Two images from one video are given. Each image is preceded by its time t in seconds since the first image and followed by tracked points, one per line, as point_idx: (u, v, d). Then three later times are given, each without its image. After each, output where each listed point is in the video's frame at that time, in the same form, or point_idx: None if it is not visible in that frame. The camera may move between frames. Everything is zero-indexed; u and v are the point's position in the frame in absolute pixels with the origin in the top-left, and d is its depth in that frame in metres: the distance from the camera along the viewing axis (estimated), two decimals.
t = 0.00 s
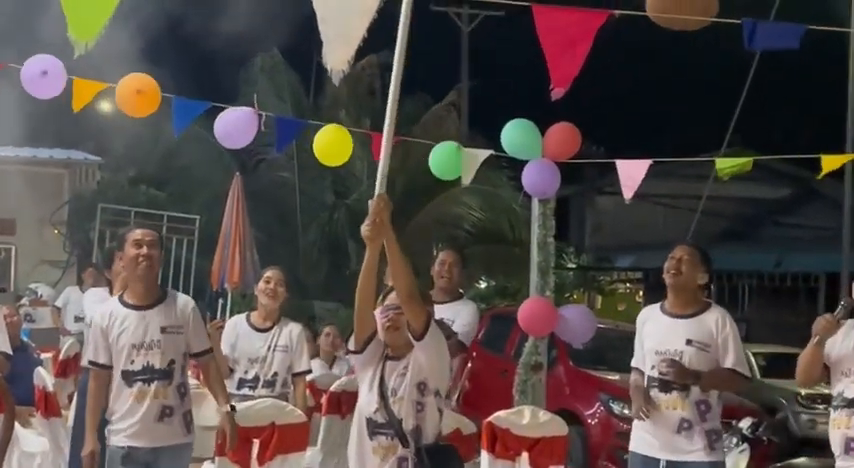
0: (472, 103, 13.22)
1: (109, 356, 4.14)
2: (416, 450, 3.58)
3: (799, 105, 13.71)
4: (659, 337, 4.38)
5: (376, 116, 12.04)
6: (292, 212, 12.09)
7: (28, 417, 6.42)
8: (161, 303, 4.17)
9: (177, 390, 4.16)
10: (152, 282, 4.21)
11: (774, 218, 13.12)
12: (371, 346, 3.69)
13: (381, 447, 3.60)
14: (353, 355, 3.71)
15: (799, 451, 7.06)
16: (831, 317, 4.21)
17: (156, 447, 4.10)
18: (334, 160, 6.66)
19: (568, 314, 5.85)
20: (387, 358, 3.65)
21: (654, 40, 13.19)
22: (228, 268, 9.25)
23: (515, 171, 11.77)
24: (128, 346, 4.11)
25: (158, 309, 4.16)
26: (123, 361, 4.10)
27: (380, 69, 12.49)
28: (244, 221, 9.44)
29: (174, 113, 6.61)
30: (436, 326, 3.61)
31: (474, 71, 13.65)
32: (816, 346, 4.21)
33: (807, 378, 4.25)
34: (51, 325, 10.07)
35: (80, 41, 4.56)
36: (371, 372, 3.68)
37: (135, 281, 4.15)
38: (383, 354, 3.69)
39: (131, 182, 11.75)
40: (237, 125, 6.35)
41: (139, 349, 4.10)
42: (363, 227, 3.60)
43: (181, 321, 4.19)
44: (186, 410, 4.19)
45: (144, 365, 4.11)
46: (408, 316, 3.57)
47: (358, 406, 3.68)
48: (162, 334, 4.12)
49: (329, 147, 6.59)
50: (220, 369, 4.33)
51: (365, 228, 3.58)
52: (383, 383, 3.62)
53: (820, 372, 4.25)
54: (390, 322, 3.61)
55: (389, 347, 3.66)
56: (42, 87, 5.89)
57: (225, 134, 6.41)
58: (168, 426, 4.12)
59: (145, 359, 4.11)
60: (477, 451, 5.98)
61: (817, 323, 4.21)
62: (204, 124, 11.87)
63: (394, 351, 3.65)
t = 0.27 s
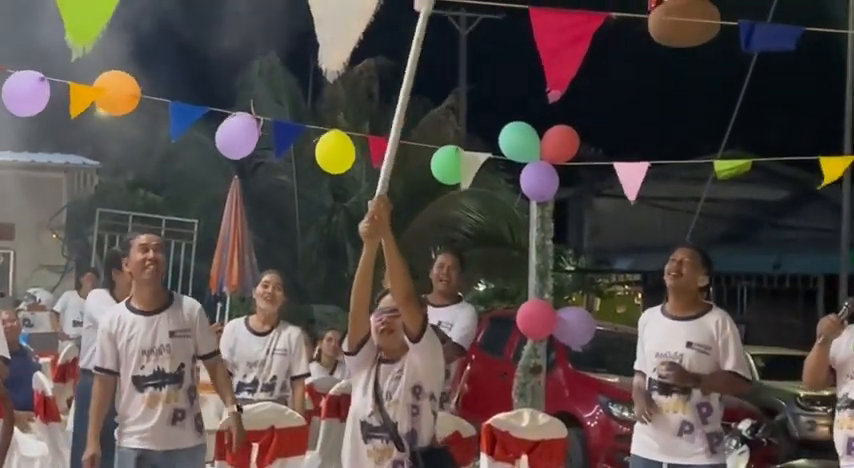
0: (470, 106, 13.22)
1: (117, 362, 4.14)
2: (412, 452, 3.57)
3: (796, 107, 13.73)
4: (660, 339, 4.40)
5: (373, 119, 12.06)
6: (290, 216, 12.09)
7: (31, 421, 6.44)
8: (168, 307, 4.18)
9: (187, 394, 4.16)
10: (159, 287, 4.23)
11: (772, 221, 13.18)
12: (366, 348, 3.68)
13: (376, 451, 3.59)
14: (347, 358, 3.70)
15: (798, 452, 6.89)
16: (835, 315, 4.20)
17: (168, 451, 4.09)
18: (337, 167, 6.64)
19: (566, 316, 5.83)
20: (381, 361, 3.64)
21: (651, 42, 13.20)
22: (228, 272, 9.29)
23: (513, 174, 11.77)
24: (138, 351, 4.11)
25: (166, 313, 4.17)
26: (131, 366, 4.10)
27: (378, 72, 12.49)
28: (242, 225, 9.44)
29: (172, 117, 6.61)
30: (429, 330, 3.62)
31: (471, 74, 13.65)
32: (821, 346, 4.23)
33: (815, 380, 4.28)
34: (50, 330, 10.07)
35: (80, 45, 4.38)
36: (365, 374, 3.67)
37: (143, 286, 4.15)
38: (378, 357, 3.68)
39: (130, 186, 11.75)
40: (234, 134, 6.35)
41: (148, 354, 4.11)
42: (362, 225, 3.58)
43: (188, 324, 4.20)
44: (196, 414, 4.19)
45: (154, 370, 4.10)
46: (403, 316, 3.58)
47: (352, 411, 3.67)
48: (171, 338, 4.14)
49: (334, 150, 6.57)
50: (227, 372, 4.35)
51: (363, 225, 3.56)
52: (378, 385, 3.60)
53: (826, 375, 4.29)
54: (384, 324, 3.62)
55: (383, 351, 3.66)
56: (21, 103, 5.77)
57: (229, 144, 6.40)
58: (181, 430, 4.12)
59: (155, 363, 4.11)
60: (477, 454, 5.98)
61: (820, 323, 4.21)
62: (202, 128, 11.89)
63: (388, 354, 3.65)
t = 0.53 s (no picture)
0: (469, 107, 13.22)
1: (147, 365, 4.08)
2: (406, 455, 3.58)
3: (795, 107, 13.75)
4: (660, 338, 4.41)
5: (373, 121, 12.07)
6: (290, 217, 12.09)
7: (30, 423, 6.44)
8: (198, 311, 4.09)
9: (216, 398, 4.06)
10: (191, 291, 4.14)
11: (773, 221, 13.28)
12: (358, 352, 3.66)
13: (370, 454, 3.60)
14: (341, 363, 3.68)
15: (798, 451, 7.08)
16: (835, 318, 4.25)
17: (197, 454, 4.01)
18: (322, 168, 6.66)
19: (566, 317, 5.84)
20: (376, 364, 3.65)
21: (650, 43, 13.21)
22: (227, 274, 9.27)
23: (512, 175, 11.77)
24: (166, 354, 4.02)
25: (196, 316, 4.08)
26: (160, 370, 4.01)
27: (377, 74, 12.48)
28: (241, 227, 9.44)
29: (172, 121, 6.61)
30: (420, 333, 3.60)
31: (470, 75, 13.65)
32: (822, 350, 4.25)
33: (820, 383, 4.29)
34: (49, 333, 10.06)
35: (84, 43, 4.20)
36: (360, 379, 3.67)
37: (174, 290, 4.07)
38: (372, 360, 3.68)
39: (129, 189, 11.75)
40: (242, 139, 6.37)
41: (176, 357, 4.02)
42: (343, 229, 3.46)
43: (218, 329, 4.10)
44: (226, 418, 4.10)
45: (182, 373, 4.01)
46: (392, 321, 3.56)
47: (347, 413, 3.69)
48: (200, 342, 4.04)
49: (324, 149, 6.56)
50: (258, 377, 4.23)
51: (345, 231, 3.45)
52: (373, 387, 3.62)
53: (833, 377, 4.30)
54: (379, 327, 3.63)
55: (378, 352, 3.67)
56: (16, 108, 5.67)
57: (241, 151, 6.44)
58: (210, 434, 4.03)
59: (183, 366, 4.01)
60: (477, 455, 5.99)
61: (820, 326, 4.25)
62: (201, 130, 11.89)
63: (382, 356, 3.66)
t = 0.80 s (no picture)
0: (469, 107, 13.24)
1: (166, 363, 4.13)
2: (388, 458, 3.55)
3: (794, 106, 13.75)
4: (661, 336, 4.41)
5: (373, 121, 12.09)
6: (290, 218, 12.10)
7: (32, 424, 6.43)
8: (217, 309, 4.15)
9: (232, 395, 4.10)
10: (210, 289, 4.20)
11: (771, 219, 13.26)
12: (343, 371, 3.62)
13: (355, 458, 3.59)
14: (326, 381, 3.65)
15: (799, 449, 7.11)
16: (836, 315, 4.18)
17: (210, 450, 4.03)
18: (321, 167, 6.67)
19: (567, 317, 5.84)
20: (362, 366, 3.59)
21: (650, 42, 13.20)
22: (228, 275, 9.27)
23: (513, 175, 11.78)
24: (182, 349, 4.08)
25: (214, 314, 4.14)
26: (176, 365, 4.07)
27: (377, 74, 12.48)
28: (242, 227, 9.46)
29: (174, 122, 6.61)
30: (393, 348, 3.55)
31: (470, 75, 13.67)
32: (826, 348, 4.22)
33: (825, 383, 4.27)
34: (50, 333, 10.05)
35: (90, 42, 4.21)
36: (346, 387, 3.63)
37: (192, 289, 4.14)
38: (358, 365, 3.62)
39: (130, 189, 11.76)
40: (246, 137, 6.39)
41: (191, 353, 4.07)
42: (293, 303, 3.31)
43: (235, 326, 4.14)
44: (241, 416, 4.13)
45: (196, 368, 4.06)
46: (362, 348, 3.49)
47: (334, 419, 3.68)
48: (215, 338, 4.08)
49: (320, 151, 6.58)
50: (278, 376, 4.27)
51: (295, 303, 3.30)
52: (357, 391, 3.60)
53: (838, 377, 4.27)
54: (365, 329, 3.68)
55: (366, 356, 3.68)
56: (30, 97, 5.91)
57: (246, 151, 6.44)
58: (225, 431, 4.06)
59: (197, 361, 4.07)
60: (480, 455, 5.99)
61: (823, 324, 4.18)
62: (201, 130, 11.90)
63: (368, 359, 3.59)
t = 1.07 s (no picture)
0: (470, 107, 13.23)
1: (176, 361, 4.20)
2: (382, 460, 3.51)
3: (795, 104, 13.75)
4: (663, 335, 4.41)
5: (373, 121, 12.08)
6: (292, 218, 12.10)
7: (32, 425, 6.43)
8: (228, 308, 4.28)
9: (241, 395, 4.18)
10: (220, 290, 4.34)
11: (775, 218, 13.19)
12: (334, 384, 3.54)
13: (348, 461, 3.54)
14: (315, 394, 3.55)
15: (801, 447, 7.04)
16: (840, 315, 4.18)
17: (218, 449, 4.10)
18: (339, 162, 6.66)
19: (569, 316, 5.84)
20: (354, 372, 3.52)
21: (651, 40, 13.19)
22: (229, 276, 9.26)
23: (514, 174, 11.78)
24: (194, 349, 4.15)
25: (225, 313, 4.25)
26: (187, 364, 4.14)
27: (377, 74, 12.48)
28: (243, 227, 9.45)
29: (176, 123, 6.61)
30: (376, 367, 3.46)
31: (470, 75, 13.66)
32: (830, 348, 4.24)
33: (829, 383, 4.28)
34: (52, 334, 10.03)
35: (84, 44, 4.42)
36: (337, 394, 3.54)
37: (205, 288, 4.27)
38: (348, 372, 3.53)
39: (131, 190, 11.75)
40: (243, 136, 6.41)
41: (203, 352, 4.14)
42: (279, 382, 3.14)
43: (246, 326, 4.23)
44: (250, 416, 4.20)
45: (207, 368, 4.13)
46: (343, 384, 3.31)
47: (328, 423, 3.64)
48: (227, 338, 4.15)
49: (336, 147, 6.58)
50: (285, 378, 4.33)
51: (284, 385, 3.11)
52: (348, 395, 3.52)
53: (840, 376, 4.28)
54: (354, 331, 3.57)
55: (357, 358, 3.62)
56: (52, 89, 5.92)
57: (240, 145, 6.45)
58: (233, 430, 4.13)
59: (209, 361, 4.14)
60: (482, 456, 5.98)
61: (826, 324, 4.20)
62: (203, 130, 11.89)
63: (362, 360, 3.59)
